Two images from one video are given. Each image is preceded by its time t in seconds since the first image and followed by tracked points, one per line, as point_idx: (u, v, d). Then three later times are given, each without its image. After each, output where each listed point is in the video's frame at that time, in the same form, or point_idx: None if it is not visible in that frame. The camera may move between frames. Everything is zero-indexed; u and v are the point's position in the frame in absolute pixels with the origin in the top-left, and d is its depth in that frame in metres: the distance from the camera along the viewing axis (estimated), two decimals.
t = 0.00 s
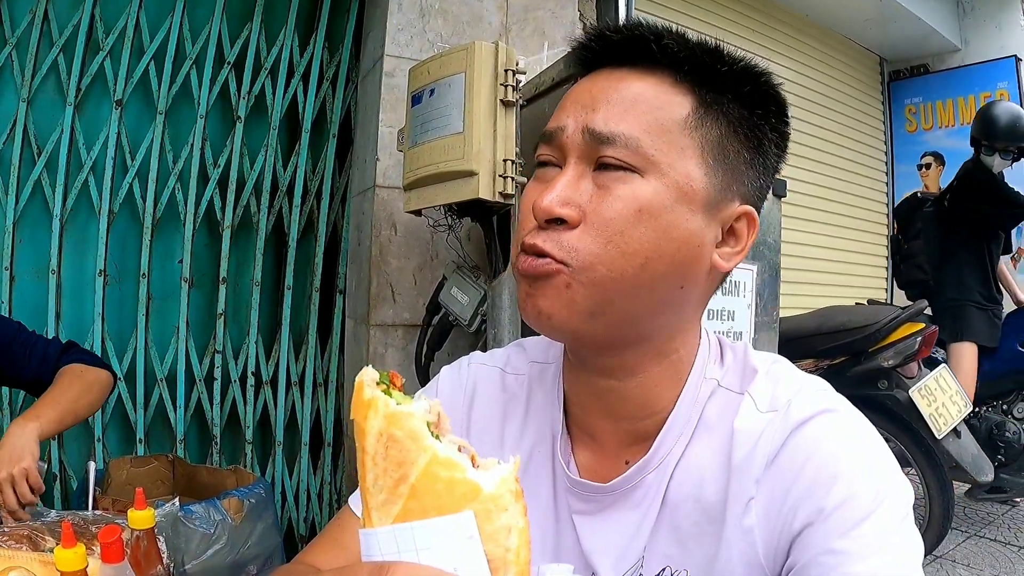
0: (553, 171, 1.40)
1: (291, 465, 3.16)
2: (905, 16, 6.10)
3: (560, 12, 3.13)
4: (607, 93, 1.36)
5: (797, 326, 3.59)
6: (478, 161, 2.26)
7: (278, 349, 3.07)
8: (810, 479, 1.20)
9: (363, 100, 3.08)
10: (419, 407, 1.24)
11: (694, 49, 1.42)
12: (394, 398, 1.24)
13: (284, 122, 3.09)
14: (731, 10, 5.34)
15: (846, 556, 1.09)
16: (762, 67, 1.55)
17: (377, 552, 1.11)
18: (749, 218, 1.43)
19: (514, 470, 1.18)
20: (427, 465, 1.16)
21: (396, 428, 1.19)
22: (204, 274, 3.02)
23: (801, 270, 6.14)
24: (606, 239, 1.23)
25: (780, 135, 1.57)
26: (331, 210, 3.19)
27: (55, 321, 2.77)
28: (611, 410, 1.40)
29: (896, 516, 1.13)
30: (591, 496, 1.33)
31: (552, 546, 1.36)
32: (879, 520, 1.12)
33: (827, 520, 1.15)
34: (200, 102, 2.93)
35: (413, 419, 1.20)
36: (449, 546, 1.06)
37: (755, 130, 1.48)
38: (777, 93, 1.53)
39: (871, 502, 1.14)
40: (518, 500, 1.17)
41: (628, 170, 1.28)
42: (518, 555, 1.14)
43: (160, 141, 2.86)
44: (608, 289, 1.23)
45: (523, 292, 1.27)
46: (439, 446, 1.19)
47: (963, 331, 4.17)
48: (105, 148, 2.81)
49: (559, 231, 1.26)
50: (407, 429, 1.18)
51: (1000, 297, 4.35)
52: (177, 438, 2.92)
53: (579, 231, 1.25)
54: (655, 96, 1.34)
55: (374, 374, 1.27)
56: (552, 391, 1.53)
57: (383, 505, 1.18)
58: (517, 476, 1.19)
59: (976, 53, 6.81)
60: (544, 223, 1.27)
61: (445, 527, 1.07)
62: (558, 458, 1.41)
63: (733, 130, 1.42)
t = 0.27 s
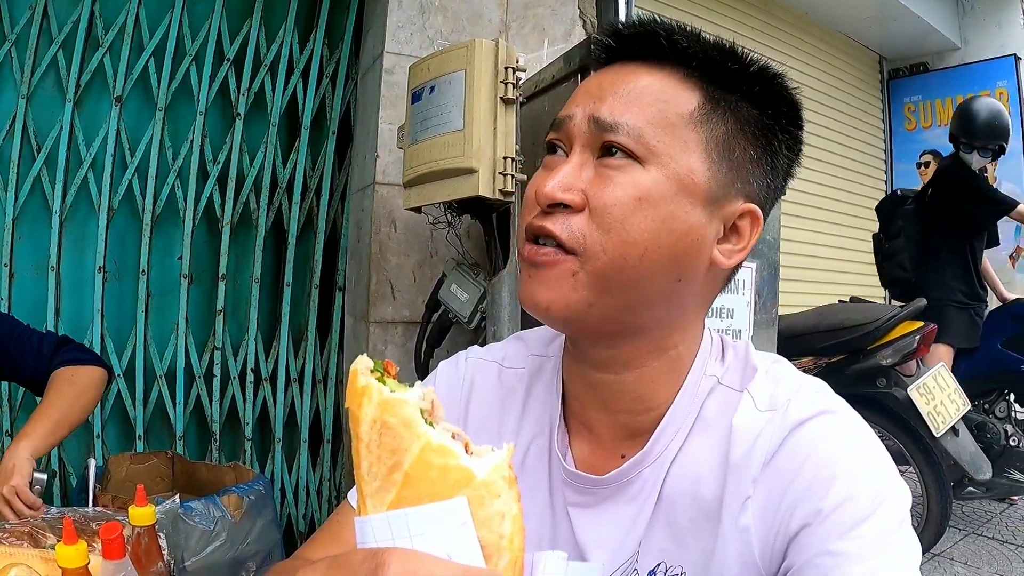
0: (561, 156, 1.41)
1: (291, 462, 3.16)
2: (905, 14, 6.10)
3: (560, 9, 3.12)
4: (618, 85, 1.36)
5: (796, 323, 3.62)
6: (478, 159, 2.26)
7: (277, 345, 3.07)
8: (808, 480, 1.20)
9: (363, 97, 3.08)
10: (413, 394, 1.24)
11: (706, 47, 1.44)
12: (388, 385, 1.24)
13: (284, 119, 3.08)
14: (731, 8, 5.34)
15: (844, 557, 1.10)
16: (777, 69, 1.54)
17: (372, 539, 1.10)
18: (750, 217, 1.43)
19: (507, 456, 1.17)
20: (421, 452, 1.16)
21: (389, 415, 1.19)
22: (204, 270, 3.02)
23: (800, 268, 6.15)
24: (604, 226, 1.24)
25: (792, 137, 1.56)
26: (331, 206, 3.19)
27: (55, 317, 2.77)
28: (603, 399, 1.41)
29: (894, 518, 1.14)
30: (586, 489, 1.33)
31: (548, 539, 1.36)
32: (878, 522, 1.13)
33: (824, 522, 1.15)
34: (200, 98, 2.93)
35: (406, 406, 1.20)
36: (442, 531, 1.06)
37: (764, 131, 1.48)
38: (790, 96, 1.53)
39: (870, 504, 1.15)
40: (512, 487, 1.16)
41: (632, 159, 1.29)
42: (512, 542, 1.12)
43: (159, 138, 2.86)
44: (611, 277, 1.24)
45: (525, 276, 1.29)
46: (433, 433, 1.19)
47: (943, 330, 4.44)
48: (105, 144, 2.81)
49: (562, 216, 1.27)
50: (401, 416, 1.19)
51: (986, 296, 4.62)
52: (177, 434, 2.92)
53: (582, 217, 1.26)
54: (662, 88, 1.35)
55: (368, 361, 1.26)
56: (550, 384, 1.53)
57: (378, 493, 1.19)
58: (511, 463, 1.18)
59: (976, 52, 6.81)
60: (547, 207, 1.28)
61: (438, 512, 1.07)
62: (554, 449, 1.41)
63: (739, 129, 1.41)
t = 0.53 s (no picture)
0: (573, 134, 1.44)
1: (291, 456, 3.17)
2: (904, 12, 6.11)
3: (561, 5, 3.12)
4: (636, 66, 1.38)
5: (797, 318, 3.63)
6: (480, 154, 2.26)
7: (277, 341, 3.08)
8: (812, 483, 1.20)
9: (364, 92, 3.08)
10: (381, 386, 1.25)
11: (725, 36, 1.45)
12: (356, 378, 1.26)
13: (285, 114, 3.09)
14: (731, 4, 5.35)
15: (853, 564, 1.09)
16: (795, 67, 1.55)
17: (344, 530, 1.14)
18: (760, 206, 1.42)
19: (472, 448, 1.19)
20: (386, 444, 1.18)
21: (355, 408, 1.21)
22: (204, 265, 3.02)
23: (798, 265, 6.17)
24: (610, 203, 1.25)
25: (806, 135, 1.57)
26: (332, 202, 3.19)
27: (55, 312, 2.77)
28: (605, 392, 1.41)
29: (900, 521, 1.15)
30: (585, 480, 1.33)
31: (546, 530, 1.37)
32: (885, 529, 1.13)
33: (831, 527, 1.15)
34: (200, 94, 2.92)
35: (371, 398, 1.21)
36: (405, 522, 1.09)
37: (778, 123, 1.48)
38: (807, 92, 1.53)
39: (876, 511, 1.14)
40: (477, 478, 1.18)
41: (642, 137, 1.30)
42: (477, 533, 1.14)
43: (160, 133, 2.86)
44: (621, 259, 1.25)
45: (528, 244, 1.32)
46: (398, 425, 1.20)
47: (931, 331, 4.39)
48: (105, 140, 2.81)
49: (568, 189, 1.30)
50: (366, 408, 1.20)
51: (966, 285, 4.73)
52: (177, 429, 2.93)
53: (587, 191, 1.28)
54: (678, 72, 1.37)
55: (337, 356, 1.28)
56: (554, 374, 1.55)
57: (348, 484, 1.20)
58: (476, 455, 1.20)
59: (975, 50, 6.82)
60: (553, 179, 1.32)
61: (399, 504, 1.10)
62: (554, 439, 1.42)
63: (753, 119, 1.42)
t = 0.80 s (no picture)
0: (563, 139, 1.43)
1: (291, 451, 3.19)
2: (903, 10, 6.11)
3: (561, 2, 3.13)
4: (627, 67, 1.36)
5: (794, 315, 3.64)
6: (480, 152, 2.27)
7: (277, 337, 3.09)
8: (810, 493, 1.20)
9: (364, 88, 3.09)
10: (349, 401, 1.27)
11: (723, 30, 1.44)
12: (327, 392, 1.28)
13: (284, 110, 3.09)
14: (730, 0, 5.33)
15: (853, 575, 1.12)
16: (797, 57, 1.54)
17: (316, 539, 1.17)
18: (760, 213, 1.43)
19: (439, 463, 1.20)
20: (354, 458, 1.20)
21: (324, 422, 1.23)
22: (205, 261, 3.03)
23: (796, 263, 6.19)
24: (599, 215, 1.25)
25: (811, 129, 1.58)
26: (331, 197, 3.20)
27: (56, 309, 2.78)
28: (605, 396, 1.44)
29: (897, 530, 1.16)
30: (582, 487, 1.35)
31: (544, 533, 1.40)
32: (882, 540, 1.14)
33: (830, 538, 1.16)
34: (201, 90, 2.93)
35: (340, 413, 1.23)
36: (371, 535, 1.11)
37: (781, 120, 1.49)
38: (811, 86, 1.53)
39: (874, 523, 1.16)
40: (442, 493, 1.19)
41: (635, 148, 1.30)
42: (441, 546, 1.16)
43: (161, 128, 2.86)
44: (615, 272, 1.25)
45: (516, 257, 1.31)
46: (366, 439, 1.22)
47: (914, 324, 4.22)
48: (105, 135, 2.81)
49: (556, 205, 1.29)
50: (335, 423, 1.22)
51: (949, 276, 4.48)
52: (177, 425, 2.94)
53: (574, 207, 1.28)
54: (671, 74, 1.35)
55: (311, 369, 1.30)
56: (551, 377, 1.55)
57: (319, 495, 1.23)
58: (443, 469, 1.21)
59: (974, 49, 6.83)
60: (540, 193, 1.30)
61: (366, 517, 1.13)
62: (553, 444, 1.43)
63: (755, 119, 1.43)
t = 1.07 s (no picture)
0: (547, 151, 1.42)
1: (286, 453, 3.17)
2: (897, 9, 6.13)
3: (557, 2, 3.12)
4: (608, 76, 1.36)
5: (791, 315, 3.67)
6: (478, 152, 2.27)
7: (272, 338, 3.07)
8: (800, 493, 1.20)
9: (360, 88, 3.08)
10: (346, 403, 1.27)
11: (702, 34, 1.43)
12: (325, 395, 1.28)
13: (279, 110, 3.07)
14: None
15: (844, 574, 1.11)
16: (778, 59, 1.54)
17: (311, 541, 1.15)
18: (747, 218, 1.43)
19: (435, 465, 1.20)
20: (351, 460, 1.20)
21: (321, 424, 1.23)
22: (200, 261, 3.01)
23: (791, 262, 6.20)
24: (583, 233, 1.25)
25: (794, 129, 1.57)
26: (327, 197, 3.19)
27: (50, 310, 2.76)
28: (597, 407, 1.44)
29: (887, 528, 1.16)
30: (577, 493, 1.34)
31: (539, 537, 1.39)
32: (872, 539, 1.14)
33: (820, 538, 1.16)
34: (196, 90, 2.91)
35: (337, 415, 1.23)
36: (368, 537, 1.10)
37: (762, 121, 1.48)
38: (792, 86, 1.53)
39: (863, 522, 1.15)
40: (439, 496, 1.19)
41: (619, 159, 1.29)
42: (436, 549, 1.17)
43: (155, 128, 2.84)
44: (601, 286, 1.26)
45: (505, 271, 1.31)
46: (363, 441, 1.23)
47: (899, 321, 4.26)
48: (99, 136, 2.79)
49: (541, 220, 1.29)
50: (332, 425, 1.22)
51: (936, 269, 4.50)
52: (173, 427, 2.92)
53: (560, 223, 1.27)
54: (652, 81, 1.35)
55: (308, 372, 1.31)
56: (544, 383, 1.54)
57: (316, 497, 1.23)
58: (440, 471, 1.21)
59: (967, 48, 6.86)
60: (526, 209, 1.30)
61: (362, 519, 1.12)
62: (545, 453, 1.42)
63: (736, 122, 1.42)
